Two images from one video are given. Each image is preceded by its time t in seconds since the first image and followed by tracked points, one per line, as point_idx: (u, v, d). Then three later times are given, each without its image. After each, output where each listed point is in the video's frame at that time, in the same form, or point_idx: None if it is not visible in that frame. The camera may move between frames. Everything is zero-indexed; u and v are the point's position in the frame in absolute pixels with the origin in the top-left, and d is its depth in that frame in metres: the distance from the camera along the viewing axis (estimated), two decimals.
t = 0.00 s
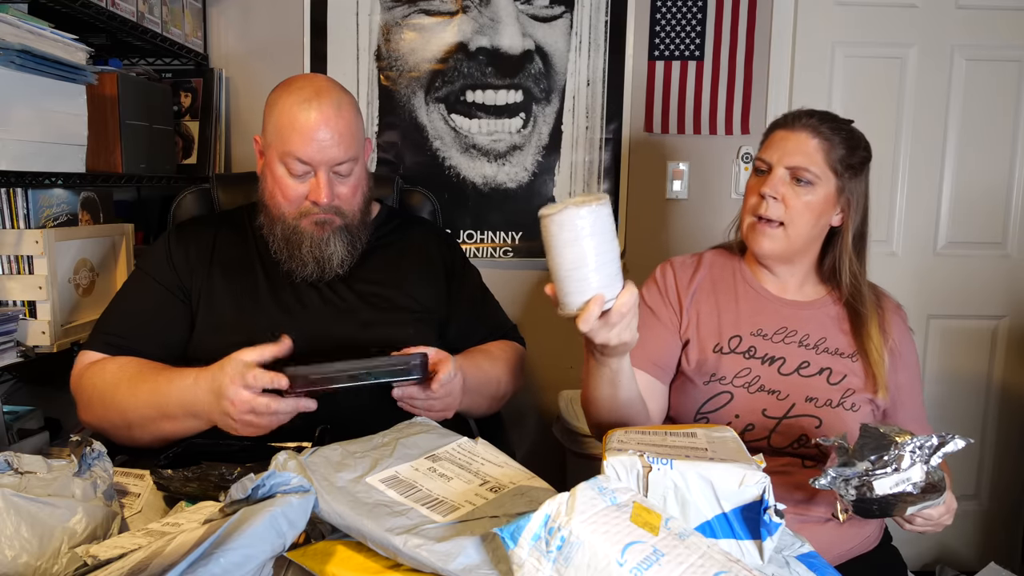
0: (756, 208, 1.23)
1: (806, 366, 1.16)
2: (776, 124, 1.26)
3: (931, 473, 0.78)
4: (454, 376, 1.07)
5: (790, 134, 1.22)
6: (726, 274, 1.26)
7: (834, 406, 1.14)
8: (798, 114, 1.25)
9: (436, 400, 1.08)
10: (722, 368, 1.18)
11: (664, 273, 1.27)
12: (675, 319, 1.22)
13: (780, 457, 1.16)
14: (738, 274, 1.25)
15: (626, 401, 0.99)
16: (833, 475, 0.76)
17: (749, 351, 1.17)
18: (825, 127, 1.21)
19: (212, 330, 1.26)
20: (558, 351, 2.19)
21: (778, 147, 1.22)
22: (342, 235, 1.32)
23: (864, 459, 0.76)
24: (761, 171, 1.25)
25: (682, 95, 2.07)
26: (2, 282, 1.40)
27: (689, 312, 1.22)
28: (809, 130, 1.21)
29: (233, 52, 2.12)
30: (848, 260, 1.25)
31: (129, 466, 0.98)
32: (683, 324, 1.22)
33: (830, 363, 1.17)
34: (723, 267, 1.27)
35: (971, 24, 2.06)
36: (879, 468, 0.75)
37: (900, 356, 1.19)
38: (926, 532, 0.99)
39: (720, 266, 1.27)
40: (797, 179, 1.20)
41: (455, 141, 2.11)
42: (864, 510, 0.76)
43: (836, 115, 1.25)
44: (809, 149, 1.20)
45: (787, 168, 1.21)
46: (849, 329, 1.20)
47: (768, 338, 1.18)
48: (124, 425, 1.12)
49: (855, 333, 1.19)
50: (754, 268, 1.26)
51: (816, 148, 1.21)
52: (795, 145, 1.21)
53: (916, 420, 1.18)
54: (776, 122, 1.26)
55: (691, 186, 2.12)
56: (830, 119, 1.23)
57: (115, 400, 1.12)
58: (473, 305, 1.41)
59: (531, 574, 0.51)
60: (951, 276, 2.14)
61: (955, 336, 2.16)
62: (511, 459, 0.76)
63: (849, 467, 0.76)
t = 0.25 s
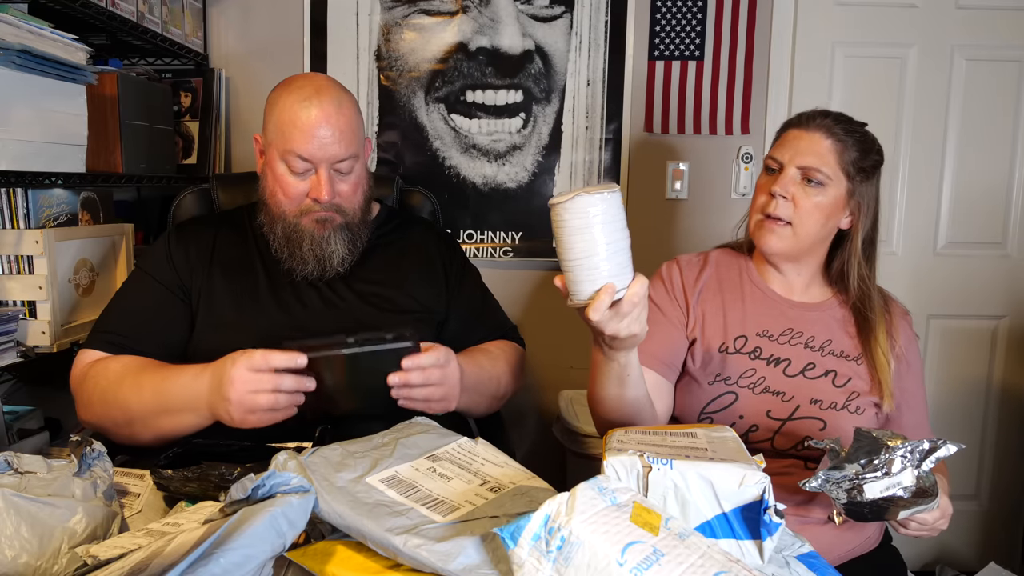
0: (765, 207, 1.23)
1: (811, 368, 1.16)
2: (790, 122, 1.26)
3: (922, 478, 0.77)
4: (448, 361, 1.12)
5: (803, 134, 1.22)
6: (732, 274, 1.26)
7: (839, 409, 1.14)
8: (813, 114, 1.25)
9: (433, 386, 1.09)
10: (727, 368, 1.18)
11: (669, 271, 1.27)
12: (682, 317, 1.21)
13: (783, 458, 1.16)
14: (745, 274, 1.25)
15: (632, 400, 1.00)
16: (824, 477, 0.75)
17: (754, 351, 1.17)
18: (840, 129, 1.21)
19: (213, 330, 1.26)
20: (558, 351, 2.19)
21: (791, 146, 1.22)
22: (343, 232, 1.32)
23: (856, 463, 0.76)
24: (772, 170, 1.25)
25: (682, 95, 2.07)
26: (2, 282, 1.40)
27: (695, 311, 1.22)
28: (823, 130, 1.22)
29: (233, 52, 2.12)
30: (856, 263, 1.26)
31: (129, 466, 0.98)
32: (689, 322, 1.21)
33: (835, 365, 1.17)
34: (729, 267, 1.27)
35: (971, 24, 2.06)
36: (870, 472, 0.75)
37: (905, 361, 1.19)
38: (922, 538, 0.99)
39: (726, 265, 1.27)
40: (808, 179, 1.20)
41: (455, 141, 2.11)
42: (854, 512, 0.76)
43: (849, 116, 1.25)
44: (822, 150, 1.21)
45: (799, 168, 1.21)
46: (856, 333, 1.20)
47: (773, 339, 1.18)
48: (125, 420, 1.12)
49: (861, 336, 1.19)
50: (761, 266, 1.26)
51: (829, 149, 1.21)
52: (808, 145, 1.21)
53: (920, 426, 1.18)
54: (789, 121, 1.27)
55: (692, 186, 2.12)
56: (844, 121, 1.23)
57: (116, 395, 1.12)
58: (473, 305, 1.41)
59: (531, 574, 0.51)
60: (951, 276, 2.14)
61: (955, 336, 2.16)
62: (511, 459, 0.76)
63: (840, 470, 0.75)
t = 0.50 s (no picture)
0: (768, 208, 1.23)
1: (813, 368, 1.16)
2: (794, 123, 1.26)
3: (916, 479, 0.78)
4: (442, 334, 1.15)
5: (807, 134, 1.22)
6: (735, 273, 1.25)
7: (841, 410, 1.14)
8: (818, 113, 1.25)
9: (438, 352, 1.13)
10: (729, 368, 1.18)
11: (672, 271, 1.27)
12: (685, 317, 1.21)
13: (784, 458, 1.16)
14: (749, 273, 1.25)
15: (636, 401, 1.00)
16: (818, 478, 0.75)
17: (757, 352, 1.17)
18: (844, 128, 1.21)
19: (212, 330, 1.26)
20: (558, 351, 2.19)
21: (795, 146, 1.22)
22: (342, 232, 1.32)
23: (850, 464, 0.76)
24: (776, 169, 1.25)
25: (682, 95, 2.07)
26: (2, 282, 1.40)
27: (697, 311, 1.22)
28: (828, 130, 1.21)
29: (233, 52, 2.12)
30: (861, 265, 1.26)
31: (129, 466, 0.98)
32: (692, 322, 1.21)
33: (838, 366, 1.17)
34: (732, 266, 1.27)
35: (971, 24, 2.06)
36: (864, 473, 0.75)
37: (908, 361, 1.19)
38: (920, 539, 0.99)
39: (729, 265, 1.27)
40: (812, 180, 1.20)
41: (455, 141, 2.11)
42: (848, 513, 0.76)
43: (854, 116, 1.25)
44: (826, 150, 1.21)
45: (802, 168, 1.21)
46: (858, 334, 1.20)
47: (776, 340, 1.18)
48: (121, 405, 1.12)
49: (863, 337, 1.19)
50: (764, 266, 1.26)
51: (833, 149, 1.21)
52: (812, 145, 1.21)
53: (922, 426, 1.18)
54: (794, 121, 1.27)
55: (692, 186, 2.12)
56: (849, 121, 1.23)
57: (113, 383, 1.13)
58: (474, 305, 1.41)
59: (531, 574, 0.51)
60: (951, 276, 2.14)
61: (955, 336, 2.16)
62: (511, 459, 0.76)
63: (834, 471, 0.75)
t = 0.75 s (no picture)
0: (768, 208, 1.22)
1: (813, 368, 1.16)
2: (793, 123, 1.26)
3: (910, 480, 0.78)
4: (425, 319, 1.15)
5: (807, 135, 1.22)
6: (735, 274, 1.25)
7: (841, 410, 1.14)
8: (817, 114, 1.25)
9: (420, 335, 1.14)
10: (729, 368, 1.18)
11: (672, 271, 1.27)
12: (685, 318, 1.21)
13: (784, 458, 1.16)
14: (748, 273, 1.25)
15: (636, 401, 1.00)
16: (813, 477, 0.74)
17: (756, 352, 1.17)
18: (844, 129, 1.21)
19: (214, 329, 1.26)
20: (558, 351, 2.19)
21: (794, 147, 1.22)
22: (341, 231, 1.33)
23: (844, 464, 0.76)
24: (775, 170, 1.25)
25: (682, 95, 2.07)
26: (2, 282, 1.41)
27: (697, 311, 1.22)
28: (828, 130, 1.21)
29: (233, 51, 2.12)
30: (865, 260, 1.27)
31: (129, 466, 0.98)
32: (692, 322, 1.21)
33: (837, 366, 1.17)
34: (731, 267, 1.27)
35: (971, 24, 2.06)
36: (858, 473, 0.75)
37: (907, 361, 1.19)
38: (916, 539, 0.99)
39: (729, 266, 1.27)
40: (812, 180, 1.20)
41: (455, 141, 2.11)
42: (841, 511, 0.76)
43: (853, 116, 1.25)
44: (826, 150, 1.21)
45: (802, 168, 1.20)
46: (857, 334, 1.20)
47: (775, 340, 1.18)
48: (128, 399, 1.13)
49: (862, 337, 1.19)
50: (764, 266, 1.26)
51: (833, 149, 1.21)
52: (811, 146, 1.21)
53: (922, 426, 1.18)
54: (793, 122, 1.27)
55: (692, 186, 2.12)
56: (848, 121, 1.23)
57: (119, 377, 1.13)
58: (474, 305, 1.41)
59: (531, 574, 0.51)
60: (951, 276, 2.14)
61: (955, 336, 2.16)
62: (511, 459, 0.76)
63: (829, 469, 0.75)
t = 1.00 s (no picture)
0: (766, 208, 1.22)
1: (811, 368, 1.16)
2: (788, 123, 1.26)
3: (904, 479, 0.78)
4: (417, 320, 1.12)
5: (803, 134, 1.22)
6: (733, 274, 1.25)
7: (840, 409, 1.14)
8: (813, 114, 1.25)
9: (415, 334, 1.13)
10: (727, 368, 1.18)
11: (670, 271, 1.27)
12: (682, 319, 1.21)
13: (783, 458, 1.15)
14: (746, 273, 1.25)
15: (635, 401, 1.00)
16: (806, 474, 0.75)
17: (754, 351, 1.17)
18: (839, 128, 1.22)
19: (214, 328, 1.26)
20: (558, 350, 2.19)
21: (790, 147, 1.22)
22: (342, 229, 1.33)
23: (838, 460, 0.76)
24: (772, 170, 1.25)
25: (682, 95, 2.07)
26: (2, 282, 1.40)
27: (695, 312, 1.22)
28: (824, 130, 1.22)
29: (233, 51, 2.12)
30: (863, 259, 1.27)
31: (129, 466, 0.98)
32: (689, 322, 1.21)
33: (836, 365, 1.17)
34: (729, 267, 1.27)
35: (971, 24, 2.06)
36: (851, 469, 0.75)
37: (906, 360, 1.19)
38: (914, 537, 0.99)
39: (727, 266, 1.27)
40: (809, 180, 1.20)
41: (455, 141, 2.11)
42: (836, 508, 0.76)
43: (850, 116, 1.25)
44: (822, 150, 1.21)
45: (799, 168, 1.20)
46: (856, 333, 1.20)
47: (773, 340, 1.18)
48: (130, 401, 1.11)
49: (860, 336, 1.19)
50: (762, 266, 1.26)
51: (829, 149, 1.21)
52: (808, 146, 1.21)
53: (921, 425, 1.18)
54: (789, 122, 1.27)
55: (692, 186, 2.12)
56: (845, 121, 1.23)
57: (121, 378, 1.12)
58: (474, 305, 1.41)
59: (531, 574, 0.51)
60: (951, 276, 2.14)
61: (955, 336, 2.16)
62: (511, 459, 0.76)
63: (823, 466, 0.75)
